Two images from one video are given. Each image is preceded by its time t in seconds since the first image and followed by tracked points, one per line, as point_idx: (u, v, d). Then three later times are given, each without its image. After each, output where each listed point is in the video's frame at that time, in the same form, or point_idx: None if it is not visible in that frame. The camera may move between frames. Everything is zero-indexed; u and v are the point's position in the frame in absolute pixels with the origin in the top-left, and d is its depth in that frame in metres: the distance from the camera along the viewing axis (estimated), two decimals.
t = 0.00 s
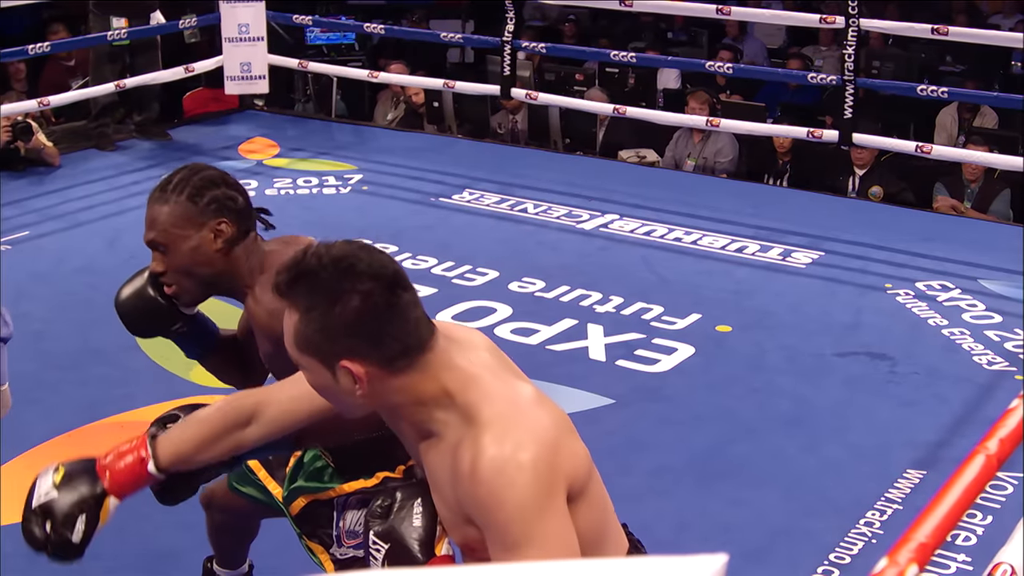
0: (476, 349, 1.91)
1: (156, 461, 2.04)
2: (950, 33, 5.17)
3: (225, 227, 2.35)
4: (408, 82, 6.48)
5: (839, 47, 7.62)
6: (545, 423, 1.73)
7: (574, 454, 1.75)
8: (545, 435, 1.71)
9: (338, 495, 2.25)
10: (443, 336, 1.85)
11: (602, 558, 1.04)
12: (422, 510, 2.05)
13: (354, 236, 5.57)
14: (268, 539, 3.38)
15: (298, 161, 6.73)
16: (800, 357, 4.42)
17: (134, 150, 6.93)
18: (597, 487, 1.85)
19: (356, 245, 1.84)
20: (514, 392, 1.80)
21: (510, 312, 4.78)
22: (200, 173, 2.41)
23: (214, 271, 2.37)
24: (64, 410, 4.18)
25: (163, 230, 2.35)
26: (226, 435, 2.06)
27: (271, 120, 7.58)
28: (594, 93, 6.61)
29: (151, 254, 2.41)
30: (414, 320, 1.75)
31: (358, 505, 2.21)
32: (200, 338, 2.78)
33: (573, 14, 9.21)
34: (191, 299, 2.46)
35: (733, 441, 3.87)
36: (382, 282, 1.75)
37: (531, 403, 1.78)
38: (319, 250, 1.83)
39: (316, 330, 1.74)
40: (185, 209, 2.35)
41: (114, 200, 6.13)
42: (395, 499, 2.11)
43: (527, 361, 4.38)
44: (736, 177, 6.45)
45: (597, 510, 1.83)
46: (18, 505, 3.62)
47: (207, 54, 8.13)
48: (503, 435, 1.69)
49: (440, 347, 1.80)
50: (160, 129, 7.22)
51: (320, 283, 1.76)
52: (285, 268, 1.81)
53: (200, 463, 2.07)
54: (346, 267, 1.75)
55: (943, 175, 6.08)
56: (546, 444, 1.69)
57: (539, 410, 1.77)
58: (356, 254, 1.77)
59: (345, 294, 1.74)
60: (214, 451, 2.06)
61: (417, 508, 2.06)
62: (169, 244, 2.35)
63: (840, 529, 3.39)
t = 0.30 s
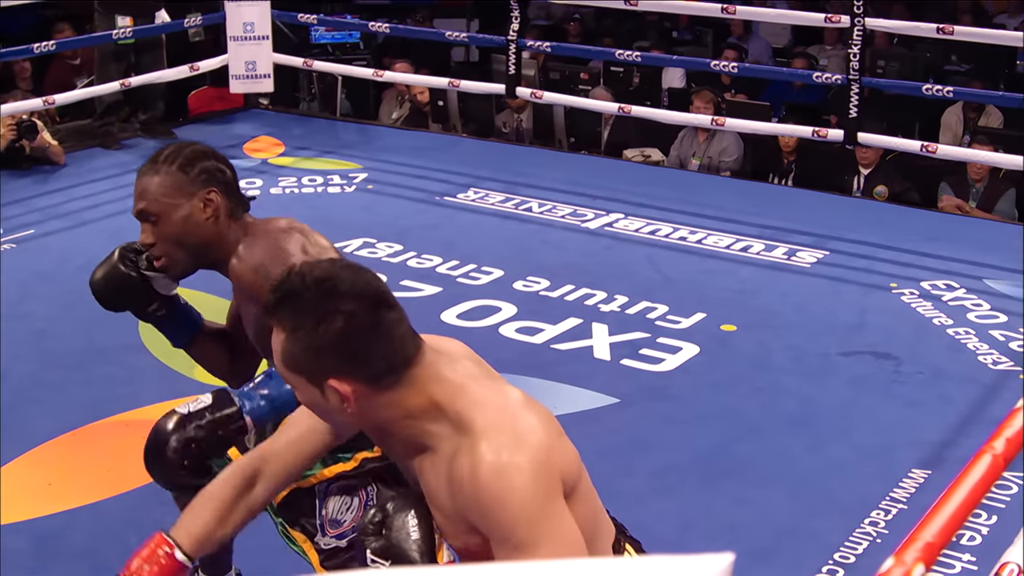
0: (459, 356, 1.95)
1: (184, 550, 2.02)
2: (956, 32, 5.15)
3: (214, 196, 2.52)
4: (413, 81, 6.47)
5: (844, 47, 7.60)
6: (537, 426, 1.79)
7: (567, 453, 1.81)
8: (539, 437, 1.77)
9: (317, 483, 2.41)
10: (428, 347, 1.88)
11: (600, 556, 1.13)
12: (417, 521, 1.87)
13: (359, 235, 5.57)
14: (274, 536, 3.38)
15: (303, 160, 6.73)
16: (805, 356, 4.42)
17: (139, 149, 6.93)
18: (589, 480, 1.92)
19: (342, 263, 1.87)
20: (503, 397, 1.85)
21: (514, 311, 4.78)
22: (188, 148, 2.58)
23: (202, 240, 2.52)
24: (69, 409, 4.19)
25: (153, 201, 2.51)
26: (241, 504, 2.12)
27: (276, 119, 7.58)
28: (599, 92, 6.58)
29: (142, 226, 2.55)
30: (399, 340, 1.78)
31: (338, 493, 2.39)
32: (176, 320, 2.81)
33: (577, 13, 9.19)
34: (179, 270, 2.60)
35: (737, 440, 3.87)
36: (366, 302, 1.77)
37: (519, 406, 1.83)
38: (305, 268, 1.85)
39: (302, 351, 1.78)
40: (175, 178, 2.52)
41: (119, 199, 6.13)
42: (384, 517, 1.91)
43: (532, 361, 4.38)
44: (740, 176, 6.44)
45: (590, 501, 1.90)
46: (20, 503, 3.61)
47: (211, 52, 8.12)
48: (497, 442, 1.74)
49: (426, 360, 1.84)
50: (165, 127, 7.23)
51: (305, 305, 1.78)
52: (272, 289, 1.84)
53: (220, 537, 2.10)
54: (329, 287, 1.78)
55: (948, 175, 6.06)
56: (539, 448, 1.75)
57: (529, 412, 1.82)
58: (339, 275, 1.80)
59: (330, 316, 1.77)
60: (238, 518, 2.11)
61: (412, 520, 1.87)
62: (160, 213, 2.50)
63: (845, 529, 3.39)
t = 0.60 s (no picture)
0: (450, 372, 1.93)
1: None
2: (963, 30, 5.14)
3: (201, 164, 2.55)
4: (420, 77, 6.48)
5: (850, 44, 7.58)
6: (533, 439, 1.78)
7: (562, 465, 1.81)
8: (536, 451, 1.76)
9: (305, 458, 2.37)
10: (419, 363, 1.86)
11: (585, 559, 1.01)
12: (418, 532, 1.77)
13: (365, 232, 5.57)
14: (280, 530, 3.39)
15: (309, 157, 6.73)
16: (811, 354, 4.42)
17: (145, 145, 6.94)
18: (583, 489, 1.91)
19: (333, 278, 1.84)
20: (498, 413, 1.83)
21: (521, 308, 4.79)
22: (172, 122, 2.62)
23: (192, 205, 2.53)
24: (76, 404, 4.20)
25: (140, 168, 2.51)
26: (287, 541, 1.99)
27: (282, 116, 7.58)
28: (605, 90, 6.56)
29: (128, 198, 2.54)
30: (390, 358, 1.76)
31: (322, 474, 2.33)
32: (159, 306, 2.86)
33: (584, 9, 9.18)
34: (166, 242, 2.57)
35: (743, 438, 3.86)
36: (358, 319, 1.75)
37: (514, 420, 1.82)
38: (296, 282, 1.82)
39: (291, 363, 1.74)
40: (162, 148, 2.53)
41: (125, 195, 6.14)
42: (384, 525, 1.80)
43: (538, 358, 4.39)
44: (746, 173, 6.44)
45: (586, 509, 1.90)
46: (26, 499, 3.62)
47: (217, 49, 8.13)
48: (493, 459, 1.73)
49: (417, 377, 1.82)
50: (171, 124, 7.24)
51: (297, 319, 1.75)
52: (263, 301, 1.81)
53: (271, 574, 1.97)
54: (322, 302, 1.75)
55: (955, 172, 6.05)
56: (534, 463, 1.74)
57: (523, 426, 1.81)
58: (332, 289, 1.77)
59: (320, 330, 1.73)
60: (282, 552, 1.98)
61: (414, 534, 1.77)
62: (148, 180, 2.50)
63: (851, 527, 3.38)
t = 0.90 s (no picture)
0: (447, 388, 1.86)
1: None
2: (970, 26, 5.13)
3: (189, 135, 2.46)
4: (426, 73, 6.47)
5: (857, 40, 7.57)
6: (525, 451, 1.71)
7: (557, 479, 1.73)
8: (527, 463, 1.69)
9: (284, 439, 2.40)
10: (415, 379, 1.80)
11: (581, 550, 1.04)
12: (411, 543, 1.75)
13: (371, 228, 5.58)
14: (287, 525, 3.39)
15: (315, 153, 6.73)
16: (817, 350, 4.42)
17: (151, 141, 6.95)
18: (581, 504, 1.83)
19: (333, 295, 1.81)
20: (491, 426, 1.76)
21: (527, 304, 4.79)
22: (159, 95, 2.54)
23: (180, 175, 2.43)
24: (83, 399, 4.20)
25: (128, 137, 2.43)
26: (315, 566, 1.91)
27: (288, 111, 7.58)
28: (611, 86, 6.56)
29: (116, 170, 2.44)
30: (383, 376, 1.71)
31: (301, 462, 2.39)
32: (144, 297, 2.64)
33: (590, 5, 9.19)
34: (155, 214, 2.47)
35: (750, 434, 3.86)
36: (352, 335, 1.71)
37: (507, 433, 1.75)
38: (294, 296, 1.79)
39: (285, 375, 1.72)
40: (151, 119, 2.45)
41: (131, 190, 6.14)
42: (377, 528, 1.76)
43: (545, 354, 4.39)
44: (753, 169, 6.40)
45: (583, 525, 1.82)
46: (33, 494, 3.63)
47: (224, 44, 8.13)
48: (486, 467, 1.66)
49: (410, 392, 1.76)
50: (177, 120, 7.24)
51: (293, 331, 1.73)
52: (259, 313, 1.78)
53: None
54: (317, 316, 1.72)
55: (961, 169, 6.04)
56: (528, 472, 1.67)
57: (517, 439, 1.73)
58: (329, 305, 1.74)
59: (315, 344, 1.70)
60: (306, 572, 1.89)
61: (408, 542, 1.71)
62: (139, 150, 2.41)
63: (856, 523, 3.38)
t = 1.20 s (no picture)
0: (435, 388, 1.85)
1: None
2: (976, 24, 5.13)
3: (181, 118, 2.52)
4: (432, 71, 6.47)
5: (863, 38, 7.57)
6: (513, 451, 1.71)
7: (546, 476, 1.74)
8: (515, 462, 1.69)
9: (262, 423, 2.43)
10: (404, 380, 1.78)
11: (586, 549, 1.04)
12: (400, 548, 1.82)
13: (377, 226, 5.58)
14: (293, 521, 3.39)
15: (321, 150, 6.73)
16: (822, 348, 4.42)
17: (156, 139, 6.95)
18: (572, 499, 1.84)
19: (321, 305, 1.75)
20: (480, 426, 1.76)
21: (532, 302, 4.79)
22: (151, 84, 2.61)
23: (171, 154, 2.48)
24: (88, 396, 4.21)
25: (120, 116, 2.49)
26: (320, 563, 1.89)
27: (293, 109, 7.59)
28: (616, 83, 6.55)
29: (108, 147, 2.48)
30: (377, 390, 1.67)
31: (279, 449, 2.40)
32: (129, 291, 2.66)
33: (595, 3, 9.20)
34: (143, 193, 2.50)
35: (755, 432, 3.86)
36: (344, 351, 1.66)
37: (496, 433, 1.75)
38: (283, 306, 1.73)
39: (278, 392, 1.67)
40: (144, 100, 2.51)
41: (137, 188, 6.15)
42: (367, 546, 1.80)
43: (550, 351, 4.39)
44: (759, 166, 6.41)
45: (574, 519, 1.82)
46: (40, 491, 3.63)
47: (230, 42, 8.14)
48: (476, 468, 1.67)
49: (400, 395, 1.74)
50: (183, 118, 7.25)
51: (285, 348, 1.67)
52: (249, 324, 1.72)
53: None
54: (309, 334, 1.66)
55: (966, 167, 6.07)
56: (517, 471, 1.68)
57: (506, 440, 1.74)
58: (320, 320, 1.68)
59: (308, 362, 1.65)
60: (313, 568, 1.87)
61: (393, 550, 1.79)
62: (130, 127, 2.47)
63: (862, 521, 3.38)
